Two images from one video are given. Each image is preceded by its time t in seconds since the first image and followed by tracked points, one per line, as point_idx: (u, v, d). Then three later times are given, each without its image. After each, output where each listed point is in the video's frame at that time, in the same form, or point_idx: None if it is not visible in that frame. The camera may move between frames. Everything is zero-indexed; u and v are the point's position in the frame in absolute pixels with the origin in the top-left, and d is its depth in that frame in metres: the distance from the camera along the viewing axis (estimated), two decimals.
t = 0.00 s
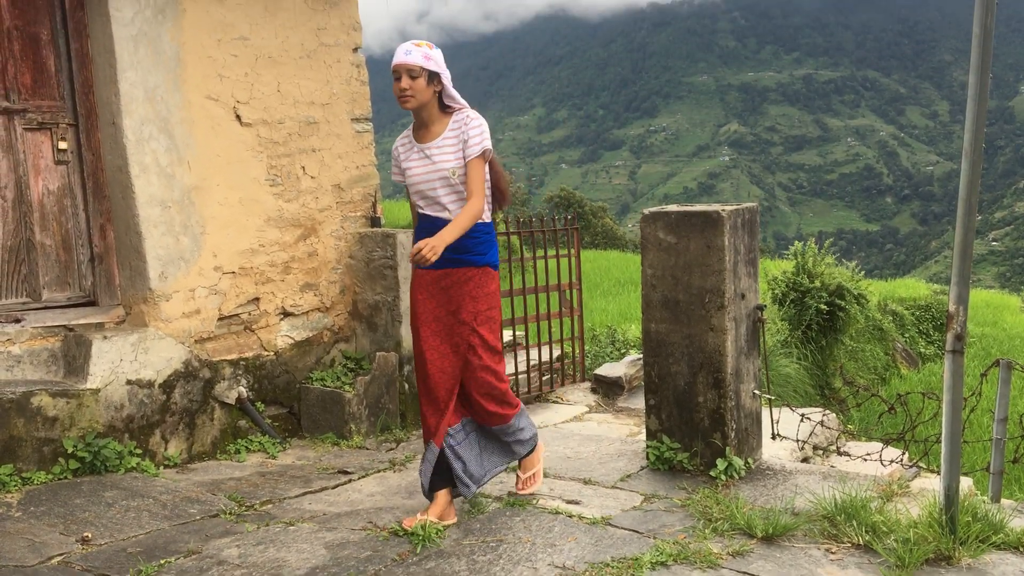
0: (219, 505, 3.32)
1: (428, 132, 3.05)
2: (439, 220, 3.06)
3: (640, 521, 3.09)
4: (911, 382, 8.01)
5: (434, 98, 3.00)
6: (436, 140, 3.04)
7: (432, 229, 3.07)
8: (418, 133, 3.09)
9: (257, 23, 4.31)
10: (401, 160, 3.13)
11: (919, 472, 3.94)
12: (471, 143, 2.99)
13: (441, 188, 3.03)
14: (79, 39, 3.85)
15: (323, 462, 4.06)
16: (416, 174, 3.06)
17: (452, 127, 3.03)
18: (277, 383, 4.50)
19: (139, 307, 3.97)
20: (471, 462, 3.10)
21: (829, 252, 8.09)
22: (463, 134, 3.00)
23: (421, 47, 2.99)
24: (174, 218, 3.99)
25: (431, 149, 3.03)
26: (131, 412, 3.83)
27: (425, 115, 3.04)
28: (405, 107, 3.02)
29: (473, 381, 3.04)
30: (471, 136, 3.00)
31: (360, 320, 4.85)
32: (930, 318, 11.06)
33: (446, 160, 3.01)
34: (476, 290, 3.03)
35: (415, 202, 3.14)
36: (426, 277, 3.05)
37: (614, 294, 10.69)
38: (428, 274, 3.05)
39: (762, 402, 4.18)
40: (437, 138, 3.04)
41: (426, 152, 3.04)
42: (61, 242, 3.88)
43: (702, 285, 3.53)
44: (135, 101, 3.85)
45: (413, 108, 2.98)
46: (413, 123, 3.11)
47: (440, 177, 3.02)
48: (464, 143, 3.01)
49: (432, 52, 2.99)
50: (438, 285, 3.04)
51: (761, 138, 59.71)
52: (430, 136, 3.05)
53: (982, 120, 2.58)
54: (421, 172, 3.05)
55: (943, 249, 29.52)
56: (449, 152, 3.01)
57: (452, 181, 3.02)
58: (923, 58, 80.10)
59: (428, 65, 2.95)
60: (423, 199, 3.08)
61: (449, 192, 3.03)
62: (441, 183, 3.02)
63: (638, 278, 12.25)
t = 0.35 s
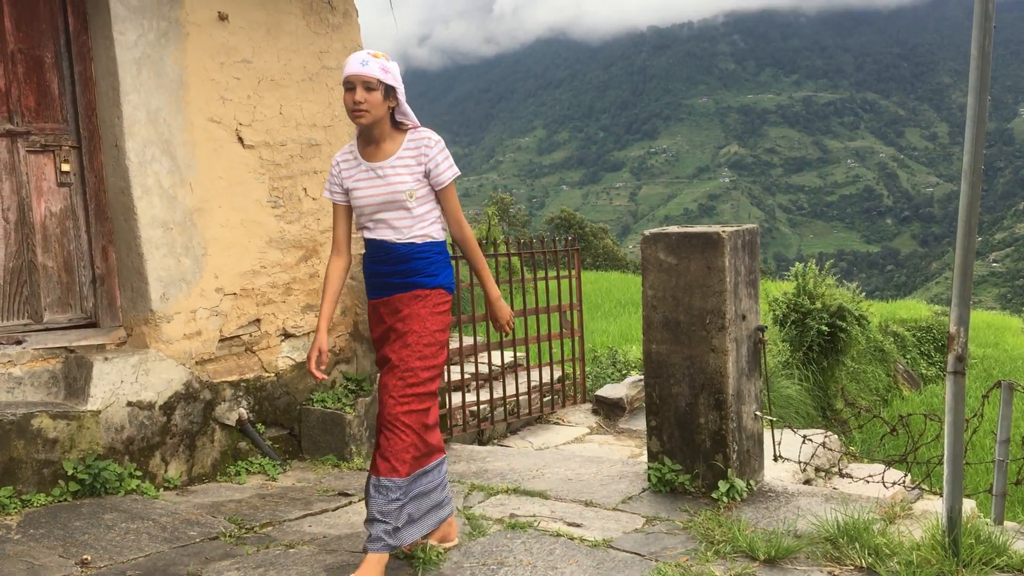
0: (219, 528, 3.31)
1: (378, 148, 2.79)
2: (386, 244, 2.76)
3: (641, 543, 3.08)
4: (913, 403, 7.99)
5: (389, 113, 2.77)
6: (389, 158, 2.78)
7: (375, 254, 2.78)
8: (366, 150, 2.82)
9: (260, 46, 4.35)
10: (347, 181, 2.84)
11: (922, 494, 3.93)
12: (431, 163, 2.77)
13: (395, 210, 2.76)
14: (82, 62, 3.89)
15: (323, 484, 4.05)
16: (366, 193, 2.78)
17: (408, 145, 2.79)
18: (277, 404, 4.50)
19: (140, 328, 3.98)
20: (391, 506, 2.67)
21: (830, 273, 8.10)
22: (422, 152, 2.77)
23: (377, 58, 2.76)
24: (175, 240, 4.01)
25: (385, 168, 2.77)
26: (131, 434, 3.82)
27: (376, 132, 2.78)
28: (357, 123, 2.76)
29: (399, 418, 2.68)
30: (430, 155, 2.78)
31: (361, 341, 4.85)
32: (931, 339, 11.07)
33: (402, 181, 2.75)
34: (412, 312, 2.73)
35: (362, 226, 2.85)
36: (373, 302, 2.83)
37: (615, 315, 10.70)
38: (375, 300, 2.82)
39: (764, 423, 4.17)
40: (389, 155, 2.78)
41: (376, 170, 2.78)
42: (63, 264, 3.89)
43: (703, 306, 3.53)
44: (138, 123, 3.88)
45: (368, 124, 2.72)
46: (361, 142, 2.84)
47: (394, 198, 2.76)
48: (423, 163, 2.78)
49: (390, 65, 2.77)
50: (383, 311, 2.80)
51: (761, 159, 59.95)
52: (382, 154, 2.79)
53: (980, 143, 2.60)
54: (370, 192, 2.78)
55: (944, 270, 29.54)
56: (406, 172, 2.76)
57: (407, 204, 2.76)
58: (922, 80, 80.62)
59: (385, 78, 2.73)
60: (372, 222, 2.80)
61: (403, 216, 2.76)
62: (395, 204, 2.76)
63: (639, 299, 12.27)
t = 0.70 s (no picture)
0: (219, 539, 3.30)
1: (343, 142, 2.56)
2: (336, 248, 2.53)
3: (642, 555, 3.07)
4: (914, 415, 7.99)
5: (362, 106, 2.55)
6: (353, 155, 2.55)
7: (324, 260, 2.56)
8: (330, 140, 2.58)
9: (262, 58, 4.38)
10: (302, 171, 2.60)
11: (923, 506, 3.92)
12: (399, 172, 2.56)
13: (350, 212, 2.52)
14: (85, 74, 3.90)
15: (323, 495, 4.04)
16: (321, 187, 2.54)
17: (378, 146, 2.56)
18: (278, 415, 4.49)
19: (141, 339, 4.00)
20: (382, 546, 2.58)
21: (831, 284, 8.10)
22: (391, 157, 2.55)
23: (358, 46, 2.55)
24: (176, 251, 4.02)
25: (347, 166, 2.54)
26: (132, 445, 3.82)
27: (345, 125, 2.56)
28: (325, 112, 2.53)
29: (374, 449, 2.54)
30: (398, 161, 2.55)
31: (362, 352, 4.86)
32: (932, 350, 11.06)
33: (365, 183, 2.53)
34: (377, 330, 2.51)
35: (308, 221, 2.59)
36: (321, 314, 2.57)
37: (615, 326, 10.71)
38: (322, 311, 2.57)
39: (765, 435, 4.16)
40: (354, 152, 2.55)
41: (337, 166, 2.54)
42: (64, 275, 3.89)
43: (704, 317, 3.54)
44: (140, 135, 3.90)
45: (340, 115, 2.50)
46: (326, 133, 2.60)
47: (351, 200, 2.52)
48: (390, 170, 2.55)
49: (371, 56, 2.57)
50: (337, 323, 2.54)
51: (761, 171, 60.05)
52: (346, 149, 2.56)
53: (980, 155, 2.61)
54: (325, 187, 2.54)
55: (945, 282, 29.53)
56: (369, 175, 2.53)
57: (365, 210, 2.53)
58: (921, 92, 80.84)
59: (363, 68, 2.53)
60: (320, 219, 2.55)
61: (357, 220, 2.53)
62: (350, 206, 2.52)
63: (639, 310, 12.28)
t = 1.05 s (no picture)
0: (219, 541, 3.30)
1: (306, 139, 2.14)
2: (302, 255, 2.10)
3: (642, 556, 3.07)
4: (915, 417, 7.99)
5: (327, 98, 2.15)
6: (316, 152, 2.12)
7: (287, 266, 2.12)
8: (291, 139, 2.16)
9: (262, 60, 4.38)
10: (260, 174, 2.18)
11: (924, 508, 3.92)
12: (369, 166, 2.13)
13: (315, 216, 2.10)
14: (85, 76, 3.91)
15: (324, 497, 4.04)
16: (279, 188, 2.12)
17: (342, 139, 2.14)
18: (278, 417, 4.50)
19: (142, 341, 4.00)
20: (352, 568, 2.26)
21: (831, 286, 8.09)
22: (358, 149, 2.13)
23: (320, 32, 2.15)
24: (176, 252, 4.03)
25: (310, 163, 2.11)
26: (132, 447, 3.82)
27: (308, 120, 2.14)
28: (285, 106, 2.13)
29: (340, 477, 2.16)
30: (368, 154, 2.13)
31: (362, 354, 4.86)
32: (932, 352, 11.06)
33: (331, 182, 2.10)
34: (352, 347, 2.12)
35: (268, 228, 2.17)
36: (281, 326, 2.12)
37: (615, 328, 10.71)
38: (281, 324, 2.12)
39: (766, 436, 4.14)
40: (318, 148, 2.13)
41: (297, 164, 2.12)
42: (64, 276, 3.89)
43: (704, 318, 3.54)
44: (140, 136, 3.90)
45: (303, 110, 2.10)
46: (286, 130, 2.19)
47: (314, 201, 2.10)
48: (358, 164, 2.13)
49: (336, 43, 2.17)
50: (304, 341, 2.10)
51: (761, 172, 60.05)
52: (309, 146, 2.14)
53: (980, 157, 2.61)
54: (284, 188, 2.11)
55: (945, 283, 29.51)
56: (335, 171, 2.11)
57: (331, 214, 2.10)
58: (921, 94, 80.86)
59: (329, 56, 2.13)
60: (280, 225, 2.12)
61: (323, 226, 2.11)
62: (314, 208, 2.10)
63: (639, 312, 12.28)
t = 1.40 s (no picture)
0: (219, 541, 3.29)
1: (292, 126, 2.00)
2: (295, 254, 1.96)
3: (642, 556, 3.07)
4: (915, 417, 7.99)
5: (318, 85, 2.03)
6: (305, 141, 1.99)
7: (273, 266, 1.96)
8: (272, 125, 2.00)
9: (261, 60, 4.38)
10: (235, 167, 1.99)
11: (924, 509, 3.92)
12: (360, 157, 2.05)
13: (307, 210, 1.97)
14: (85, 76, 3.91)
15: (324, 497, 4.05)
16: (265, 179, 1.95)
17: (332, 128, 2.04)
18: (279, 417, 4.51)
19: (142, 341, 4.00)
20: None
21: (831, 286, 8.09)
22: (350, 139, 2.04)
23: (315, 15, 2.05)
24: (176, 252, 4.02)
25: (299, 154, 1.98)
26: (133, 447, 3.82)
27: (297, 107, 2.01)
28: (275, 89, 1.97)
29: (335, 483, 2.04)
30: (360, 145, 2.05)
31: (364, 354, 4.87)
32: (932, 351, 11.06)
33: (323, 174, 1.99)
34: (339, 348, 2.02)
35: (244, 226, 1.97)
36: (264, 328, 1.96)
37: (615, 327, 10.71)
38: (264, 327, 1.96)
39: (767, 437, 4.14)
40: (308, 136, 2.00)
41: (284, 153, 1.97)
42: (64, 276, 3.89)
43: (704, 318, 3.54)
44: (140, 136, 3.90)
45: (300, 95, 1.97)
46: (263, 115, 2.02)
47: (307, 193, 1.97)
48: (349, 155, 2.04)
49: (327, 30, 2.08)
50: (291, 342, 1.97)
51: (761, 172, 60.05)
52: (296, 133, 2.00)
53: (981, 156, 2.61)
54: (272, 179, 1.96)
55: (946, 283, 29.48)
56: (327, 162, 2.00)
57: (325, 209, 1.99)
58: (922, 94, 80.85)
59: (327, 43, 2.03)
60: (264, 220, 1.95)
61: (315, 222, 1.98)
62: (308, 201, 1.97)
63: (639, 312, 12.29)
